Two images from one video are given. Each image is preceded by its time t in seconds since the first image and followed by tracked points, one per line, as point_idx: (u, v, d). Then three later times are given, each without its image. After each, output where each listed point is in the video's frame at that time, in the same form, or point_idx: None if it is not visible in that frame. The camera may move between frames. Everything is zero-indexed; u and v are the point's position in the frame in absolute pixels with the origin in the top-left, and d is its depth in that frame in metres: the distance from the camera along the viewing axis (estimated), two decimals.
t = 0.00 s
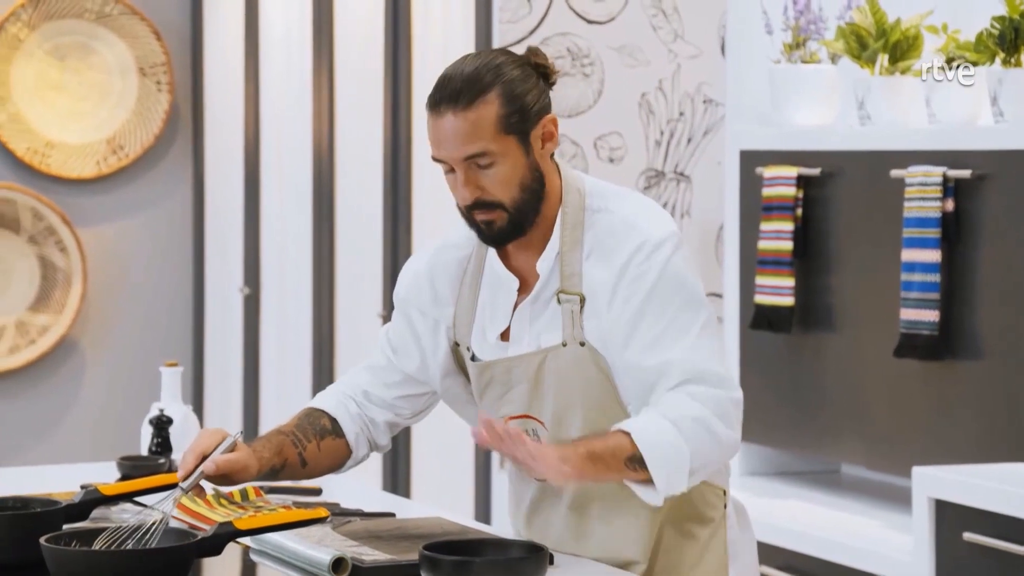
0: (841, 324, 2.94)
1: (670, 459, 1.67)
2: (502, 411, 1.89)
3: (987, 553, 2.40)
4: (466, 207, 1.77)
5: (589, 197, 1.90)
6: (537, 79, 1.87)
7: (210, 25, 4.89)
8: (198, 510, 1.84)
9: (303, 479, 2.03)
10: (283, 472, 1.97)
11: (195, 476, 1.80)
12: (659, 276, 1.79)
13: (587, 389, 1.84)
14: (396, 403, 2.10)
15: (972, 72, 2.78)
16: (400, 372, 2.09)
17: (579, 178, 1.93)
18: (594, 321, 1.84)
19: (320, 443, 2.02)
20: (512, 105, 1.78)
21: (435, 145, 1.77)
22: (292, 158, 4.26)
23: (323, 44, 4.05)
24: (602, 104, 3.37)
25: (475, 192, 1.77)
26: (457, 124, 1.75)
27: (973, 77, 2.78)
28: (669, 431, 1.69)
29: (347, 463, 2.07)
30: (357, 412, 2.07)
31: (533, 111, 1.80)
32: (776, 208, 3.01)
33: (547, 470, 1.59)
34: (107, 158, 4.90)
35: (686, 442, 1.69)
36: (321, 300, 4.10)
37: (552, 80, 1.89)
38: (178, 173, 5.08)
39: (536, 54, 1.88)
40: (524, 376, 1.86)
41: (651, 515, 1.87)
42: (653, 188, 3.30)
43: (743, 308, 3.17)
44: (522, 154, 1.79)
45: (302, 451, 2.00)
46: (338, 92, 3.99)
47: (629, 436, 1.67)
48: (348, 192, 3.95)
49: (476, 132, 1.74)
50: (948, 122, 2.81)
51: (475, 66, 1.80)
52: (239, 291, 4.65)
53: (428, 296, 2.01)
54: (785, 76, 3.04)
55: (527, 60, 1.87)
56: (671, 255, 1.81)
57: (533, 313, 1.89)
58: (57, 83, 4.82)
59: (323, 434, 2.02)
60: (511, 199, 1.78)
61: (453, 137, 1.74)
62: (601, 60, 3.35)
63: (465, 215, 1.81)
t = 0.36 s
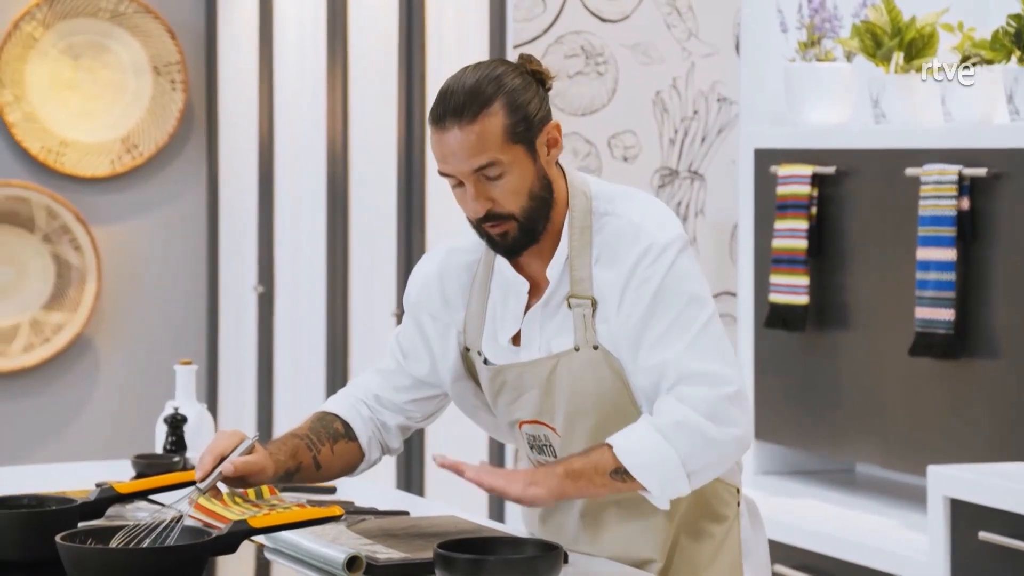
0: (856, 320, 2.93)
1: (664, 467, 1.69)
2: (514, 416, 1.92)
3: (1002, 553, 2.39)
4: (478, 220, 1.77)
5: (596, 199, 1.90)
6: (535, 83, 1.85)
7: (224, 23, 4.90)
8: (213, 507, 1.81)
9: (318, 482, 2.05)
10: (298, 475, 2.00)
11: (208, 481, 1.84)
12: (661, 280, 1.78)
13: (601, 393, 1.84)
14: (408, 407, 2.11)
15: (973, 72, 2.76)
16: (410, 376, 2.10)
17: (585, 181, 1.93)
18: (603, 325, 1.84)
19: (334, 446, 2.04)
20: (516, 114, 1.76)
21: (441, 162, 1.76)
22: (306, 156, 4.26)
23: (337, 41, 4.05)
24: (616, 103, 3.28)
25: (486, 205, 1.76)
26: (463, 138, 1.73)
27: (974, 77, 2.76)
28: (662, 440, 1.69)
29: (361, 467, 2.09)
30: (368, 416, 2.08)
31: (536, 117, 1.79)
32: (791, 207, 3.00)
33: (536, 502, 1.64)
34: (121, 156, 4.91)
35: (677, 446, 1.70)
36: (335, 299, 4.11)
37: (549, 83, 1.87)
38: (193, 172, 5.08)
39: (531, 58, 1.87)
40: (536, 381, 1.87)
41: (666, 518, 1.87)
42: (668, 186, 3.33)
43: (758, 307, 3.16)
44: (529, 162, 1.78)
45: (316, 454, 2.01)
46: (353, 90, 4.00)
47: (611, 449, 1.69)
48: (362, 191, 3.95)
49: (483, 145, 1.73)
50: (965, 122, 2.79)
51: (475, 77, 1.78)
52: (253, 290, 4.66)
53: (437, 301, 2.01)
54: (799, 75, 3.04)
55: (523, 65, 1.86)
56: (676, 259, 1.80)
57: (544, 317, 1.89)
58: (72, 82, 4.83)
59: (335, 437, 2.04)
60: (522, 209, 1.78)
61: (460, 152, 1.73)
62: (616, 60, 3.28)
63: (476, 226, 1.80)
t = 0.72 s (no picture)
0: (870, 316, 2.93)
1: (690, 470, 1.68)
2: (524, 415, 1.92)
3: (1016, 549, 2.39)
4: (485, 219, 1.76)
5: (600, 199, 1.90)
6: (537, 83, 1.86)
7: (237, 19, 4.91)
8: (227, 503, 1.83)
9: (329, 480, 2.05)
10: (307, 472, 2.00)
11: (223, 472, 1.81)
12: (664, 279, 1.79)
13: (609, 391, 1.84)
14: (417, 405, 2.12)
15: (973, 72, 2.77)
16: (418, 375, 2.11)
17: (590, 180, 1.93)
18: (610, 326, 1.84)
19: (344, 444, 2.04)
20: (520, 111, 1.76)
21: (446, 162, 1.76)
22: (320, 151, 4.27)
23: (350, 35, 4.06)
24: (629, 99, 3.31)
25: (493, 203, 1.76)
26: (468, 136, 1.73)
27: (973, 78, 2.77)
28: (687, 446, 1.69)
29: (371, 465, 2.09)
30: (378, 414, 2.09)
31: (539, 114, 1.79)
32: (805, 202, 3.00)
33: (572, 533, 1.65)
34: (135, 152, 4.91)
35: (705, 448, 1.70)
36: (349, 294, 4.11)
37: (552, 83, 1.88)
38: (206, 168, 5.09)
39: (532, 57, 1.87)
40: (543, 379, 1.87)
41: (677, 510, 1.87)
42: (681, 181, 3.32)
43: (771, 302, 3.16)
44: (535, 160, 1.78)
45: (326, 452, 2.02)
46: (366, 85, 4.00)
47: (639, 463, 1.68)
48: (375, 187, 3.96)
49: (489, 142, 1.73)
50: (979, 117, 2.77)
51: (477, 77, 1.79)
52: (266, 285, 4.67)
53: (445, 300, 2.01)
54: (812, 71, 3.04)
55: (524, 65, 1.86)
56: (678, 257, 1.80)
57: (550, 316, 1.89)
58: (86, 78, 4.84)
59: (345, 435, 2.05)
60: (528, 206, 1.78)
61: (465, 151, 1.73)
62: (629, 55, 3.30)
63: (483, 226, 1.80)
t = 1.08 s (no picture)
0: (882, 310, 2.93)
1: (730, 453, 1.62)
2: (535, 407, 1.93)
3: None
4: (501, 190, 1.75)
5: (608, 188, 1.91)
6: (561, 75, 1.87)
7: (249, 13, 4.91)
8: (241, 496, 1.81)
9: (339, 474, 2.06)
10: (317, 464, 2.00)
11: (231, 465, 1.82)
12: (673, 265, 1.79)
13: (620, 386, 1.84)
14: (427, 400, 2.12)
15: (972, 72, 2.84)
16: (429, 369, 2.11)
17: (598, 170, 1.93)
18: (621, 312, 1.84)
19: (354, 437, 2.05)
20: (550, 91, 1.77)
21: (470, 129, 1.75)
22: (330, 144, 4.28)
23: (361, 30, 4.07)
24: (641, 91, 3.31)
25: (512, 176, 1.75)
26: (499, 104, 1.73)
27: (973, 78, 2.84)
28: (722, 427, 1.64)
29: (381, 459, 2.09)
30: (388, 409, 2.09)
31: (566, 99, 1.80)
32: (816, 195, 3.00)
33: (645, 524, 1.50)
34: (146, 146, 4.92)
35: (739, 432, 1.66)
36: (359, 286, 4.12)
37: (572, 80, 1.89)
38: (217, 163, 5.09)
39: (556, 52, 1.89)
40: (554, 372, 1.87)
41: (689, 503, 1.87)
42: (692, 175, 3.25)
43: (783, 295, 3.16)
44: (557, 142, 1.78)
45: (336, 445, 2.02)
46: (377, 80, 4.01)
47: (689, 451, 1.61)
48: (386, 181, 3.97)
49: (519, 112, 1.73)
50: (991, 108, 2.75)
51: (510, 53, 1.80)
52: (277, 279, 4.67)
53: (455, 293, 2.01)
54: (824, 64, 3.05)
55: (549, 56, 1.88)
56: (687, 243, 1.81)
57: (560, 307, 1.89)
58: (97, 71, 4.85)
59: (355, 429, 2.05)
60: (544, 186, 1.77)
61: (493, 118, 1.73)
62: (640, 48, 3.29)
63: (494, 203, 1.78)
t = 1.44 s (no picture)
0: (896, 299, 2.93)
1: (738, 421, 1.63)
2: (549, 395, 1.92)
3: None
4: (521, 176, 1.74)
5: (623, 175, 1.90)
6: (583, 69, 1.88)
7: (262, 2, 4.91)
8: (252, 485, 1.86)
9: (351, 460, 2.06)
10: (330, 450, 2.00)
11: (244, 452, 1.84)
12: (694, 254, 1.79)
13: (634, 374, 1.86)
14: (440, 386, 2.12)
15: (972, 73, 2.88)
16: (442, 356, 2.11)
17: (612, 158, 1.93)
18: (640, 300, 1.85)
19: (367, 423, 2.05)
20: (576, 81, 1.78)
21: (494, 113, 1.75)
22: (345, 133, 4.29)
23: (375, 19, 4.07)
24: (655, 81, 3.29)
25: (533, 161, 1.74)
26: (528, 89, 1.74)
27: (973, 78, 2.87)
28: (738, 397, 1.65)
29: (393, 446, 2.09)
30: (401, 395, 2.09)
31: (590, 91, 1.81)
32: (831, 183, 2.99)
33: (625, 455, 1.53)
34: (161, 134, 4.92)
35: (754, 404, 1.66)
36: (374, 275, 4.14)
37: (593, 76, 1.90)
38: (231, 152, 5.09)
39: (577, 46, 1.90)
40: (570, 359, 1.88)
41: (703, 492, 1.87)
42: (707, 163, 3.31)
43: (797, 284, 3.16)
44: (579, 133, 1.79)
45: (349, 431, 2.03)
46: (391, 69, 4.02)
47: (691, 406, 1.64)
48: (400, 170, 3.98)
49: (547, 99, 1.74)
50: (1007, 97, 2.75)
51: (539, 41, 1.80)
52: (292, 268, 4.69)
53: (469, 280, 2.01)
54: (838, 53, 3.04)
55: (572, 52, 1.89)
56: (706, 231, 1.81)
57: (576, 295, 1.89)
58: (112, 60, 4.85)
59: (368, 415, 2.05)
60: (563, 174, 1.76)
61: (521, 103, 1.73)
62: (655, 36, 3.28)
63: (511, 189, 1.77)
